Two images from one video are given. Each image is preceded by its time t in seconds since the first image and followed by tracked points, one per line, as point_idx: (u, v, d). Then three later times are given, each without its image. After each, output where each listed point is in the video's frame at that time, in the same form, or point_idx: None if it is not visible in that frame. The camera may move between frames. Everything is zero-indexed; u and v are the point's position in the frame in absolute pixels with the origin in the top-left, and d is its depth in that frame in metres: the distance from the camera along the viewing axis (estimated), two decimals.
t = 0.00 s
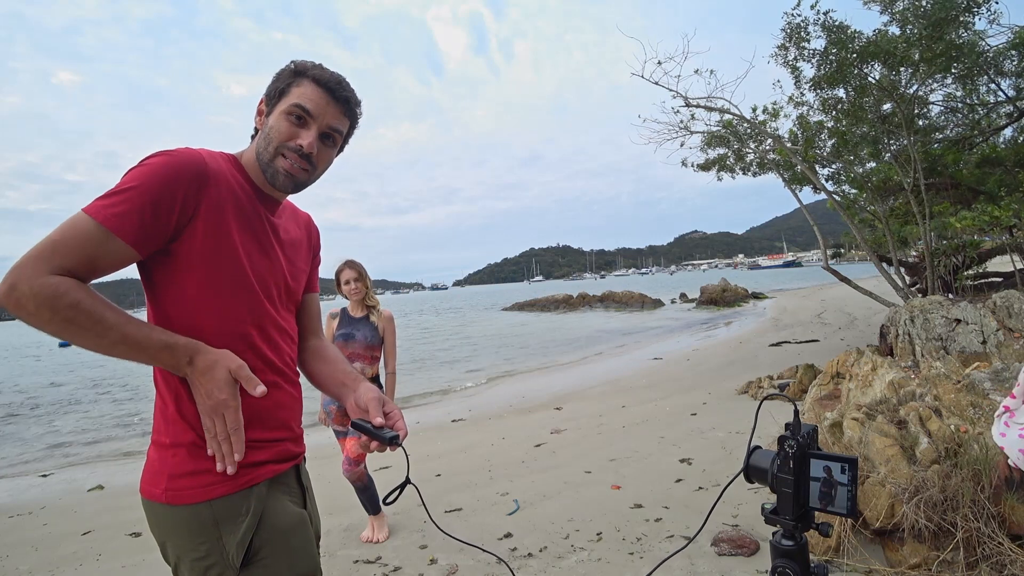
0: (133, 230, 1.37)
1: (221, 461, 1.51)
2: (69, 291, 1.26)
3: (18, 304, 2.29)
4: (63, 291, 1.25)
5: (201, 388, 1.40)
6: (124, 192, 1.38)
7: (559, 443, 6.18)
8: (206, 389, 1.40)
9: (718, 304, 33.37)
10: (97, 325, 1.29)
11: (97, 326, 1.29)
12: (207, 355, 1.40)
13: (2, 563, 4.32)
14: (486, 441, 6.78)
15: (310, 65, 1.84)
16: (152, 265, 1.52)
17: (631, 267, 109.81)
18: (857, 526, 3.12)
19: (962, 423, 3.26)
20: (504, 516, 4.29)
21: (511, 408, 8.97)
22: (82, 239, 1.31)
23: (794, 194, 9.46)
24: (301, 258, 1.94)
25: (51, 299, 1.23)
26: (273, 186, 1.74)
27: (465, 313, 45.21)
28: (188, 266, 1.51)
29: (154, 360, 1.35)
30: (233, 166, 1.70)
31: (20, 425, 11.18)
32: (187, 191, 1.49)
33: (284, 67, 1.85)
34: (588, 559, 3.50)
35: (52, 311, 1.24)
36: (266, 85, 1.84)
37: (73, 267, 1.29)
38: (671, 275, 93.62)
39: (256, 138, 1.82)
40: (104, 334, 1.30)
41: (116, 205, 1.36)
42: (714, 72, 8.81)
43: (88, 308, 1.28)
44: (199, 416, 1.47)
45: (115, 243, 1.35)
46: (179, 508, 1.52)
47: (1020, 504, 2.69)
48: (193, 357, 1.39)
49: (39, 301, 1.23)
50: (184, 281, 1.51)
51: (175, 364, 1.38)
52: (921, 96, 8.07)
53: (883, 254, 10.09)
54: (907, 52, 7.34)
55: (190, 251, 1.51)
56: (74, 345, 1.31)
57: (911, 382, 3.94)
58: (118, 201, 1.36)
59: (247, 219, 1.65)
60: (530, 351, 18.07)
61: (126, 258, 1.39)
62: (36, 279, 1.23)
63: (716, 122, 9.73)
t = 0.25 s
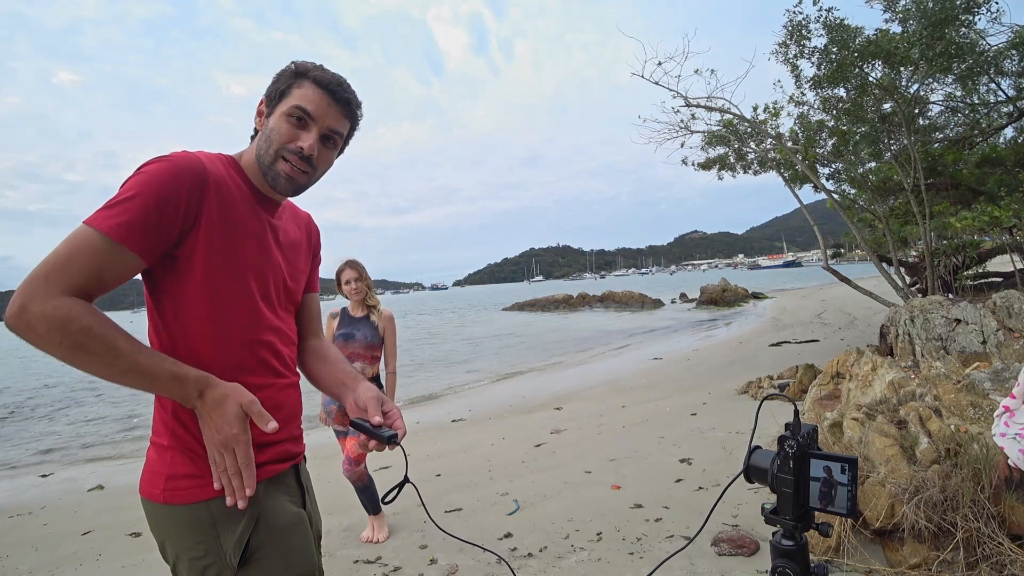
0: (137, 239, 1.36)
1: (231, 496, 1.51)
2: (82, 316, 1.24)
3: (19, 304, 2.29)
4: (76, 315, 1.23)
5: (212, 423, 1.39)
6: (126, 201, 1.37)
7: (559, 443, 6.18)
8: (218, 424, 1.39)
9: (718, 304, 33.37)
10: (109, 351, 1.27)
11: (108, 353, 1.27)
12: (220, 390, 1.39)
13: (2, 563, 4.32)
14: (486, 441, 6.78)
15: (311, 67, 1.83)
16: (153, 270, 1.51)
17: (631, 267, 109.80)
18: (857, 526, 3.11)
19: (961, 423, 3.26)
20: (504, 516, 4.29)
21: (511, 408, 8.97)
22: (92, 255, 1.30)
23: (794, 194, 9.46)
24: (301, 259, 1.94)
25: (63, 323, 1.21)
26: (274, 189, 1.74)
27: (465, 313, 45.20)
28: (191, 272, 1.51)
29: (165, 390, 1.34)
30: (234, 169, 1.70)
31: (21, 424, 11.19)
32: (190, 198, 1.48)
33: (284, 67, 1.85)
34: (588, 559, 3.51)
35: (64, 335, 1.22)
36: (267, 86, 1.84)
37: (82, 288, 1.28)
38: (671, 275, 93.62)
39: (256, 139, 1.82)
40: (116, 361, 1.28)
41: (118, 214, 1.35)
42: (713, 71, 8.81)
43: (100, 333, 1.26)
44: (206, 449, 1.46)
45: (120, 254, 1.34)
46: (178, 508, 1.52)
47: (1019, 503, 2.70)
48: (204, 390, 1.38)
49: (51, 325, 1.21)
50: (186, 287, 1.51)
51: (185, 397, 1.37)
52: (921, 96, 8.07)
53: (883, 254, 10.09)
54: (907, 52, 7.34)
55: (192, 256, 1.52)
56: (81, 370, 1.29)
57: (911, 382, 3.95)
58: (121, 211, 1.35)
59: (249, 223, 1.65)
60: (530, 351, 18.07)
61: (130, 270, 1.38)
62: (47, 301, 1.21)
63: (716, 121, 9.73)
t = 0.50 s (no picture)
0: (135, 243, 1.36)
1: (227, 503, 1.48)
2: (77, 319, 1.23)
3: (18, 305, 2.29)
4: (70, 317, 1.22)
5: (206, 432, 1.36)
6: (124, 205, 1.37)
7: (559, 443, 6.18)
8: (211, 434, 1.36)
9: (718, 304, 33.37)
10: (102, 355, 1.26)
11: (101, 355, 1.26)
12: (213, 399, 1.37)
13: (2, 563, 4.32)
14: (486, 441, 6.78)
15: (310, 67, 1.81)
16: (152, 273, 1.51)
17: (631, 267, 109.80)
18: (857, 526, 3.11)
19: (962, 423, 3.26)
20: (504, 516, 4.29)
21: (511, 408, 8.97)
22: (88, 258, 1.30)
23: (794, 194, 9.46)
24: (301, 259, 1.94)
25: (57, 325, 1.21)
26: (274, 191, 1.75)
27: (466, 313, 45.20)
28: (189, 276, 1.51)
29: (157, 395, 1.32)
30: (233, 171, 1.70)
31: (21, 424, 11.19)
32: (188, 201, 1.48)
33: (284, 66, 1.83)
34: (588, 559, 3.51)
35: (57, 337, 1.22)
36: (266, 85, 1.83)
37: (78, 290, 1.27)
38: (671, 275, 93.64)
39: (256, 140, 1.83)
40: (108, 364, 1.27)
41: (115, 218, 1.35)
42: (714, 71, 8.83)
43: (94, 336, 1.25)
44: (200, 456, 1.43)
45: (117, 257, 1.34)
46: (176, 508, 1.52)
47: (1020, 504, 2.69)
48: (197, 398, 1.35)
49: (45, 325, 1.21)
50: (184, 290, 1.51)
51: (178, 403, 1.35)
52: (921, 95, 8.07)
53: (883, 254, 10.10)
54: (908, 51, 7.34)
55: (191, 258, 1.51)
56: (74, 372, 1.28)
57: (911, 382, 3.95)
58: (119, 216, 1.35)
59: (247, 225, 1.65)
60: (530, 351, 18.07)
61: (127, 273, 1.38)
62: (43, 303, 1.21)
63: (717, 121, 9.72)
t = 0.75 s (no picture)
0: (124, 235, 1.36)
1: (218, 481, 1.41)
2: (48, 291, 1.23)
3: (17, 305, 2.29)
4: (41, 293, 1.22)
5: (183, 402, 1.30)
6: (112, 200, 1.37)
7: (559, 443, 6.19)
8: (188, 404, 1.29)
9: (718, 304, 33.37)
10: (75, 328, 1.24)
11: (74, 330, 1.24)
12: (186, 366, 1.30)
13: (3, 563, 4.32)
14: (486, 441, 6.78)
15: (308, 66, 1.81)
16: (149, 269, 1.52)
17: (631, 267, 109.79)
18: (856, 526, 3.12)
19: (962, 423, 3.26)
20: (504, 516, 4.29)
21: (512, 408, 8.97)
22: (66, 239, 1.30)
23: (794, 194, 9.47)
24: (301, 257, 1.93)
25: (29, 299, 1.20)
26: (274, 192, 1.75)
27: (465, 313, 45.19)
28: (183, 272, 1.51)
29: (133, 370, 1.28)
30: (232, 171, 1.70)
31: (22, 424, 11.20)
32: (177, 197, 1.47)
33: (282, 65, 1.82)
34: (588, 559, 3.51)
35: (29, 310, 1.20)
36: (264, 86, 1.83)
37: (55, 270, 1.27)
38: (671, 275, 93.65)
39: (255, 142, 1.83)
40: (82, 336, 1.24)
41: (106, 210, 1.35)
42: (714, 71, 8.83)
43: (65, 312, 1.23)
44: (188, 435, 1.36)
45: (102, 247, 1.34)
46: (171, 508, 1.52)
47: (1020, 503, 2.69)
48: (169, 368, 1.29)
49: (17, 303, 1.20)
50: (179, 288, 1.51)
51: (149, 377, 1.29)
52: (921, 96, 8.07)
53: (883, 254, 10.10)
54: (908, 51, 7.34)
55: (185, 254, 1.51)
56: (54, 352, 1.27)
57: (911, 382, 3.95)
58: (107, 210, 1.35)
59: (244, 220, 1.65)
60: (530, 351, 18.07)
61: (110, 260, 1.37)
62: (17, 282, 1.21)
63: (717, 121, 9.73)
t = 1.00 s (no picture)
0: (134, 240, 1.36)
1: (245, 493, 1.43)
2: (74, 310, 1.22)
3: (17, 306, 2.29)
4: (67, 314, 1.20)
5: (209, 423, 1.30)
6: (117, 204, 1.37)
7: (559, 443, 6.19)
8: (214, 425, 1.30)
9: (718, 304, 33.36)
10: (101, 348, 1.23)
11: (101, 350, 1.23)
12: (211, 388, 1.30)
13: (3, 563, 4.32)
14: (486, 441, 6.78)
15: (304, 63, 1.82)
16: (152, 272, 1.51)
17: (631, 267, 109.78)
18: (857, 526, 3.12)
19: (962, 423, 3.26)
20: (504, 516, 4.29)
21: (512, 408, 8.96)
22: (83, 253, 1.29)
23: (794, 194, 9.47)
24: (301, 258, 1.93)
25: (56, 320, 1.19)
26: (269, 189, 1.74)
27: (465, 313, 45.19)
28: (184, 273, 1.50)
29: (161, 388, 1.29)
30: (231, 170, 1.70)
31: (22, 424, 11.20)
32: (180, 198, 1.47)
33: (279, 64, 1.84)
34: (588, 559, 3.51)
35: (57, 332, 1.20)
36: (262, 84, 1.84)
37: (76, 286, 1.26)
38: (671, 275, 93.63)
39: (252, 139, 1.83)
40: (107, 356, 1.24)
41: (113, 214, 1.35)
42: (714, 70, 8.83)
43: (93, 331, 1.22)
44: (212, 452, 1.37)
45: (119, 256, 1.33)
46: (171, 509, 1.52)
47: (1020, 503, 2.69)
48: (196, 388, 1.30)
49: (46, 325, 1.19)
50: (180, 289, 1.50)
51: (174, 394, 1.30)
52: (921, 95, 8.07)
53: (883, 254, 10.10)
54: (908, 51, 7.33)
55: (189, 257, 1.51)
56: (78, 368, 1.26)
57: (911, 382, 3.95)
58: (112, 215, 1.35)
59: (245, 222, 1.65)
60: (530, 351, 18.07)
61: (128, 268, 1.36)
62: (40, 303, 1.19)
63: (717, 120, 9.73)
